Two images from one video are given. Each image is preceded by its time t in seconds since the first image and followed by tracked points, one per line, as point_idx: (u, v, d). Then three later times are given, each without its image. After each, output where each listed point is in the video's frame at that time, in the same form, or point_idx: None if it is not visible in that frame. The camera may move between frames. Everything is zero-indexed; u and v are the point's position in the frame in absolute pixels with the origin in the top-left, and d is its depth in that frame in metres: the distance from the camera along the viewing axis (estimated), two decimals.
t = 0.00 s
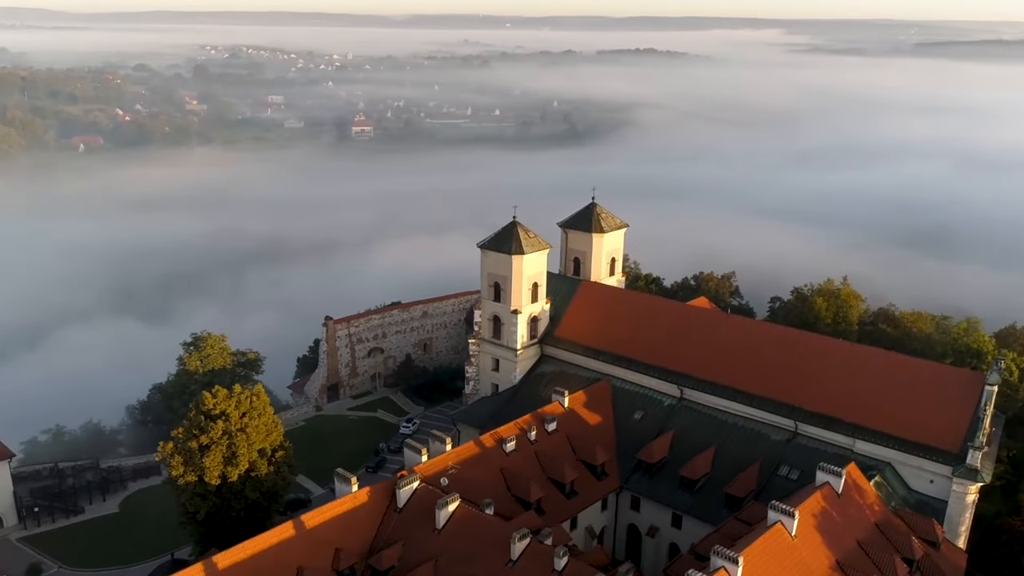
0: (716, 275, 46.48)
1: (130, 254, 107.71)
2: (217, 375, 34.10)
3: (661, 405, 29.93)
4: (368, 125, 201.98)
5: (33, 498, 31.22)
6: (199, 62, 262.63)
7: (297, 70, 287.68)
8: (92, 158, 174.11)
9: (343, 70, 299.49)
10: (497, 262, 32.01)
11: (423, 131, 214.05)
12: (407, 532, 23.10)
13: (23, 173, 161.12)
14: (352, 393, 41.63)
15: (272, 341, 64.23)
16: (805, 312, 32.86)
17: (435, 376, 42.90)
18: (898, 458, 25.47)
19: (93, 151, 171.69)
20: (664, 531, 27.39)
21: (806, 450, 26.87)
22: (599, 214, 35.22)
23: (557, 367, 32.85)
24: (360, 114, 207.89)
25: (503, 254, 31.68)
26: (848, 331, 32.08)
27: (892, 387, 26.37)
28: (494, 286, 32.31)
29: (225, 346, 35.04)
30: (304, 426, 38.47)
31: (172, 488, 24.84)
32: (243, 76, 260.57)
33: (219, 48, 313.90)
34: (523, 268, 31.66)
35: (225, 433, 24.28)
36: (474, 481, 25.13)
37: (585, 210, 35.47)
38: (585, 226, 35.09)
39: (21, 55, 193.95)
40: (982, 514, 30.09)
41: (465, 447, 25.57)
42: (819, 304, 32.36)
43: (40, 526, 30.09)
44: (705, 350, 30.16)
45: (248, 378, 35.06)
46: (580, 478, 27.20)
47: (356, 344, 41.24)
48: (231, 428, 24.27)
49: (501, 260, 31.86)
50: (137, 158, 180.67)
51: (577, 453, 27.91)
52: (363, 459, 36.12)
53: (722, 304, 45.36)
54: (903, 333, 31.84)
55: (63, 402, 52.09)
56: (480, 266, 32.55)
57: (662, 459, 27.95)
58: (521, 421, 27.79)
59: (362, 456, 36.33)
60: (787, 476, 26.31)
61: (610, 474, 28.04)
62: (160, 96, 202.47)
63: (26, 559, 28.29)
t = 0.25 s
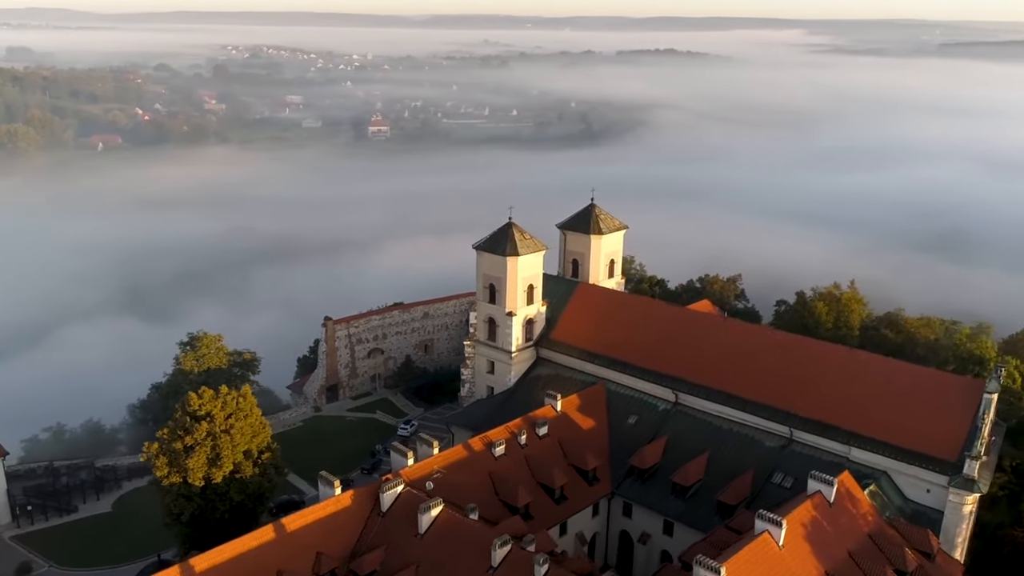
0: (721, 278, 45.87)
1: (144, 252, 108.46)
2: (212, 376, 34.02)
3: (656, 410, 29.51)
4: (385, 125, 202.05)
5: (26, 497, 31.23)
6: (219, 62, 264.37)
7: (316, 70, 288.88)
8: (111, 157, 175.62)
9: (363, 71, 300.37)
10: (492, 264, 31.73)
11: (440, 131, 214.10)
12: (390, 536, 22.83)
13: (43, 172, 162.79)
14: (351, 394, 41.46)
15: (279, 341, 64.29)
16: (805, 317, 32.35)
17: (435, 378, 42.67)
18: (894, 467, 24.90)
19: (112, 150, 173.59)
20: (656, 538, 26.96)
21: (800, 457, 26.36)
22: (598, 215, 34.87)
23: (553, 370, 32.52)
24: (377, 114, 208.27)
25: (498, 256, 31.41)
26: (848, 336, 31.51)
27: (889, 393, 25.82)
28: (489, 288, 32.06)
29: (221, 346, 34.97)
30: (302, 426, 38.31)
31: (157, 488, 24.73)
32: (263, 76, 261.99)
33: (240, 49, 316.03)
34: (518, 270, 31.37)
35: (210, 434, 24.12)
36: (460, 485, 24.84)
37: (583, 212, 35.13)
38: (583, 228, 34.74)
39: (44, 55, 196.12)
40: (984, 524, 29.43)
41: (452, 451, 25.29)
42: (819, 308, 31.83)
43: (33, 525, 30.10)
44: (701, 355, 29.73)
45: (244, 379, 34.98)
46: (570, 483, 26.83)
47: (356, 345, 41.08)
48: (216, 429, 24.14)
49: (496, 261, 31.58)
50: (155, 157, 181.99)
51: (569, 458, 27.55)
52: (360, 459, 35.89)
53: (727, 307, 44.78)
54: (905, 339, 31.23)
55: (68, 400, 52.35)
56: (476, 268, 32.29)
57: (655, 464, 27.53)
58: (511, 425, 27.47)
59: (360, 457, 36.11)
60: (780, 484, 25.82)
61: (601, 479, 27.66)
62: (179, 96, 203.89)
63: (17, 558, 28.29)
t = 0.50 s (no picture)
0: (729, 280, 45.09)
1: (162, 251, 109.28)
2: (212, 376, 34.01)
3: (653, 415, 29.07)
4: (404, 125, 201.86)
5: (23, 494, 31.32)
6: (242, 62, 266.14)
7: (338, 70, 289.81)
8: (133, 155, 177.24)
9: (385, 71, 300.96)
10: (490, 265, 31.40)
11: (459, 131, 213.70)
12: (375, 541, 22.57)
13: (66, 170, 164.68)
14: (353, 395, 41.29)
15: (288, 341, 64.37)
16: (808, 321, 31.74)
17: (438, 379, 42.41)
18: (893, 476, 24.31)
19: (133, 150, 176.04)
20: (650, 545, 26.51)
21: (798, 465, 25.82)
22: (599, 217, 34.44)
23: (550, 373, 32.15)
24: (397, 114, 208.17)
25: (496, 257, 31.08)
26: (852, 341, 30.82)
27: (890, 401, 25.24)
28: (487, 289, 31.72)
29: (220, 346, 34.91)
30: (303, 426, 38.18)
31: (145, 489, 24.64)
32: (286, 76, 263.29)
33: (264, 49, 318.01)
34: (515, 272, 31.01)
35: (197, 435, 24.01)
36: (449, 489, 24.55)
37: (585, 213, 34.73)
38: (584, 229, 34.35)
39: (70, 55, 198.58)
40: (990, 534, 28.65)
41: (442, 455, 25.00)
42: (822, 312, 31.15)
43: (30, 522, 30.17)
44: (699, 359, 29.28)
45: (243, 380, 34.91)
46: (562, 488, 26.46)
47: (358, 345, 40.91)
48: (203, 430, 24.01)
49: (494, 263, 31.26)
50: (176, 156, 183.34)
51: (562, 463, 27.17)
52: (359, 460, 35.68)
53: (735, 310, 43.93)
54: (911, 344, 30.51)
55: (76, 398, 52.64)
56: (474, 269, 31.96)
57: (649, 470, 27.08)
58: (504, 428, 27.13)
59: (359, 457, 35.89)
60: (776, 492, 25.30)
61: (595, 484, 27.27)
62: (202, 96, 205.40)
63: (12, 555, 28.37)
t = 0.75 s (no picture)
0: (738, 283, 44.37)
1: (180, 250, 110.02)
2: (209, 375, 33.89)
3: (650, 420, 28.63)
4: (424, 125, 201.42)
5: (20, 492, 31.39)
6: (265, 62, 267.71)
7: (360, 70, 290.42)
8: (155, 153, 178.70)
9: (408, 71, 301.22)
10: (487, 266, 31.08)
11: (479, 131, 212.72)
12: (359, 546, 22.32)
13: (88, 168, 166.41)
14: (355, 396, 41.16)
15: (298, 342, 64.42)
16: (810, 326, 31.25)
17: (440, 380, 42.22)
18: (891, 486, 23.75)
19: (155, 148, 178.79)
20: (643, 553, 26.12)
21: (794, 473, 25.31)
22: (601, 218, 34.03)
23: (548, 376, 31.81)
24: (417, 114, 207.75)
25: (493, 259, 30.74)
26: (855, 347, 30.25)
27: (890, 408, 24.64)
28: (485, 291, 31.40)
29: (219, 345, 34.86)
30: (304, 427, 38.04)
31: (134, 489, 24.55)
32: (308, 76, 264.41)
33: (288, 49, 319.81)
34: (513, 274, 30.66)
35: (184, 435, 23.90)
36: (438, 494, 24.27)
37: (586, 215, 34.33)
38: (585, 231, 33.95)
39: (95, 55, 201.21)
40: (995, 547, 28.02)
41: (431, 458, 24.73)
42: (825, 317, 30.63)
43: (27, 519, 30.24)
44: (697, 364, 28.80)
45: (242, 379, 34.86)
46: (554, 494, 26.08)
47: (361, 345, 40.76)
48: (190, 430, 23.92)
49: (491, 264, 30.92)
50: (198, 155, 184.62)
51: (555, 468, 26.84)
52: (358, 462, 35.52)
53: (742, 313, 43.33)
54: (916, 351, 29.83)
55: (86, 396, 52.99)
56: (471, 270, 31.63)
57: (644, 477, 26.69)
58: (497, 432, 26.83)
59: (358, 458, 35.72)
60: (771, 500, 24.79)
61: (588, 490, 26.90)
62: (224, 96, 206.81)
63: (6, 552, 28.40)
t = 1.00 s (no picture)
0: (746, 286, 43.67)
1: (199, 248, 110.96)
2: (206, 376, 33.80)
3: (646, 425, 28.17)
4: (443, 125, 201.27)
5: (17, 490, 31.48)
6: (287, 62, 269.31)
7: (382, 70, 291.25)
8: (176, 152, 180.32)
9: (429, 71, 301.62)
10: (484, 268, 30.77)
11: (498, 131, 212.19)
12: (342, 550, 22.07)
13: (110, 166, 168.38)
14: (357, 396, 41.03)
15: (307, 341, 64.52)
16: (813, 331, 30.66)
17: (442, 381, 42.01)
18: (888, 497, 23.16)
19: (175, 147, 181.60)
20: (635, 561, 25.68)
21: (790, 482, 24.76)
22: (601, 220, 33.61)
23: (545, 379, 31.44)
24: (435, 114, 207.63)
25: (489, 260, 30.42)
26: (858, 353, 29.65)
27: (890, 417, 24.00)
28: (482, 293, 31.07)
29: (218, 345, 34.79)
30: (304, 427, 37.90)
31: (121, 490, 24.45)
32: (329, 76, 265.56)
33: (311, 50, 321.69)
34: (509, 275, 30.31)
35: (171, 435, 23.77)
36: (425, 498, 23.98)
37: (587, 216, 33.92)
38: (585, 232, 33.55)
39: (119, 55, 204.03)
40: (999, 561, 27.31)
41: (420, 462, 24.44)
42: (827, 321, 30.06)
43: (22, 518, 30.29)
44: (694, 369, 28.24)
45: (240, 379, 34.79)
46: (545, 499, 25.72)
47: (363, 346, 40.60)
48: (177, 431, 23.78)
49: (488, 266, 30.61)
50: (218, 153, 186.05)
51: (547, 473, 26.45)
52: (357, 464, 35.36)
53: (750, 318, 42.69)
54: (921, 358, 29.11)
55: (96, 393, 53.35)
56: (468, 272, 31.33)
57: (638, 483, 26.24)
58: (489, 436, 26.48)
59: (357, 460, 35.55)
60: (766, 509, 24.26)
61: (581, 496, 26.50)
62: (245, 94, 208.27)
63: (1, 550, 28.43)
